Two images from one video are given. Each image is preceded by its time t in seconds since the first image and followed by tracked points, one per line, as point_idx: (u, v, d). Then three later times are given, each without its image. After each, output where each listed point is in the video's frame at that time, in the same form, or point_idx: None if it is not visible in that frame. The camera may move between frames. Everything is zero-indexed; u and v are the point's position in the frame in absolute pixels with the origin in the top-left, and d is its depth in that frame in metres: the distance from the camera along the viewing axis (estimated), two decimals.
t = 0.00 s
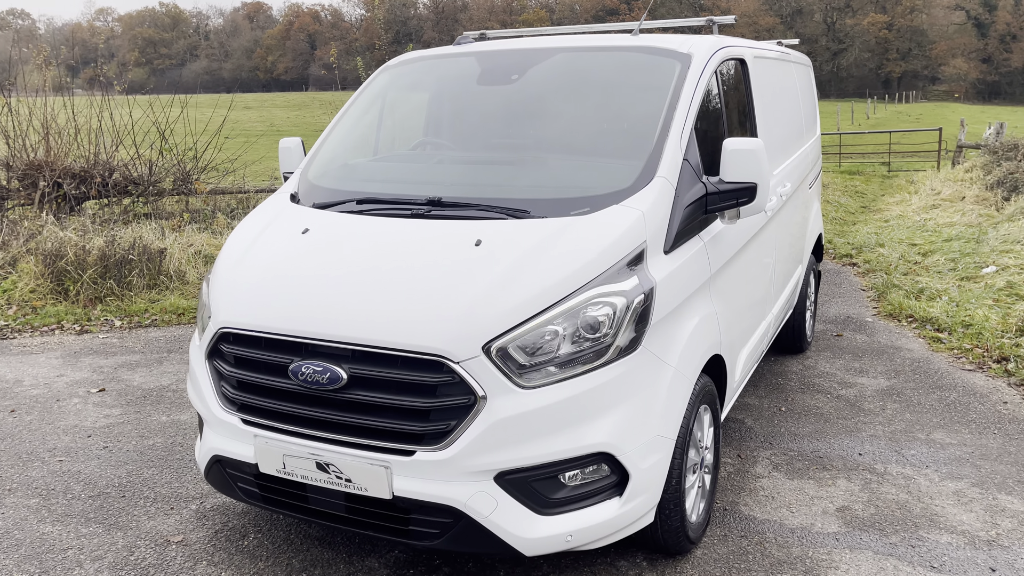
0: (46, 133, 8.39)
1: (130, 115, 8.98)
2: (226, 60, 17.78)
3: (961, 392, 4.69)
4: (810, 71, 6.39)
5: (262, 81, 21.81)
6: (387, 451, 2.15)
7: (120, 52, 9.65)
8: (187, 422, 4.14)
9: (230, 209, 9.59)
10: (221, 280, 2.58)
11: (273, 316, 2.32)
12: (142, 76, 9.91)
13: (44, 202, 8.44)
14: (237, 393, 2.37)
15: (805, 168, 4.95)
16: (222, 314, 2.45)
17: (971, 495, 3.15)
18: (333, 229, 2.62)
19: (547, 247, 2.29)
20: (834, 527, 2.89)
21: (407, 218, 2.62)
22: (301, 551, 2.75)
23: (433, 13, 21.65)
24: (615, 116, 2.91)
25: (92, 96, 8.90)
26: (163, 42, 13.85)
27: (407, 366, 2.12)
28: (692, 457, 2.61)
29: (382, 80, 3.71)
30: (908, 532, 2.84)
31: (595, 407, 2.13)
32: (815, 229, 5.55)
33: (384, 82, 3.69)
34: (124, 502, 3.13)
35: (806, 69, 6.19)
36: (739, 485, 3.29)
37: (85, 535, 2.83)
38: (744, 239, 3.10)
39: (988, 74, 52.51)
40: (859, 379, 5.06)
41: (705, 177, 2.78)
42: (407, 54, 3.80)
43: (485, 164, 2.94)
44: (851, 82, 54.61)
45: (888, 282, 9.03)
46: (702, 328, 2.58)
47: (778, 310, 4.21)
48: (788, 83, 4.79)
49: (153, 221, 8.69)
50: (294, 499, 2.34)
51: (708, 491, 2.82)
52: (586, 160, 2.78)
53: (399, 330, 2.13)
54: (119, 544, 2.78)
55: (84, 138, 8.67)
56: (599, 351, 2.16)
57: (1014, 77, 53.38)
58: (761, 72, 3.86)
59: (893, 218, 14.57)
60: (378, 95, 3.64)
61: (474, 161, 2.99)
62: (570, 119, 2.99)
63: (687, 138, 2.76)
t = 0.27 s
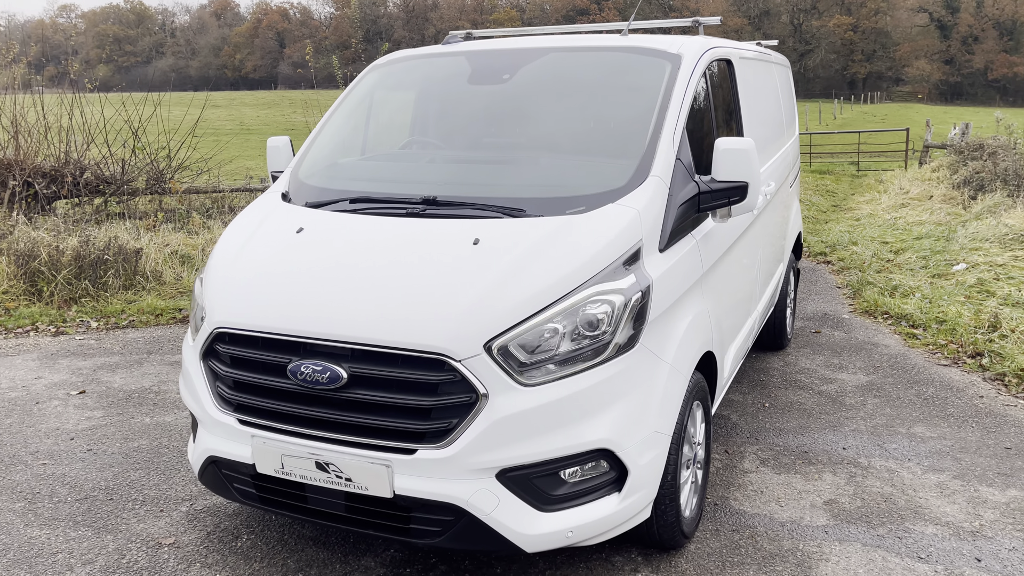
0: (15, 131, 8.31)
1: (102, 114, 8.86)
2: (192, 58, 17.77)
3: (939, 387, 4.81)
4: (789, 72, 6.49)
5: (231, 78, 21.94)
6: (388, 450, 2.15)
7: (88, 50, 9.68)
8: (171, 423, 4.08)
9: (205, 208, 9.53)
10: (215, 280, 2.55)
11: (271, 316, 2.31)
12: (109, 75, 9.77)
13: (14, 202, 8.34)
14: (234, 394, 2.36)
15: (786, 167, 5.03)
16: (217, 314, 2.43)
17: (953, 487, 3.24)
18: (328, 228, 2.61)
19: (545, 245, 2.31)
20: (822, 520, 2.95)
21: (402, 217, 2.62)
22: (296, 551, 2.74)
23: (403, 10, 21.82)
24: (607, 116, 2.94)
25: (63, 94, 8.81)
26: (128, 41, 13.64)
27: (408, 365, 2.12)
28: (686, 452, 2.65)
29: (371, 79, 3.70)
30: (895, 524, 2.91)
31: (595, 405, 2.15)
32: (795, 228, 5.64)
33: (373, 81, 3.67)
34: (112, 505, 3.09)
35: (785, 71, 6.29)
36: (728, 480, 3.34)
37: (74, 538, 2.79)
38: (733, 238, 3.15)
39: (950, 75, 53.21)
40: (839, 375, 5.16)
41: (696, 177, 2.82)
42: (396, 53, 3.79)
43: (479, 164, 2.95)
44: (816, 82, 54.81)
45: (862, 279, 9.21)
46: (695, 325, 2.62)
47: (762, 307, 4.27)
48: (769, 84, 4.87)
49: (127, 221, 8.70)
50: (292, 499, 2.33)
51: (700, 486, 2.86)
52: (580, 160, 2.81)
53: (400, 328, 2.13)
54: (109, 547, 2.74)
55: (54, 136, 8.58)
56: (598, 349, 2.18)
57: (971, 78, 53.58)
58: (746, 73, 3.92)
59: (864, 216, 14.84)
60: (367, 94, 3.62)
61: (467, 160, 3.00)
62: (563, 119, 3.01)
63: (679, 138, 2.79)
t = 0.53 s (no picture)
0: None
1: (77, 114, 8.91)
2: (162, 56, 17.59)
3: (916, 380, 4.95)
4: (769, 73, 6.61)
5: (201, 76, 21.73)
6: (395, 443, 2.18)
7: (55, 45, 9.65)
8: (161, 422, 4.06)
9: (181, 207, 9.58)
10: (217, 276, 2.55)
11: (275, 311, 2.32)
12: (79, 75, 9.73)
13: None
14: (238, 389, 2.37)
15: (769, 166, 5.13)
16: (220, 310, 2.43)
17: (935, 476, 3.36)
18: (329, 224, 2.62)
19: (548, 241, 2.35)
20: (812, 509, 3.04)
21: (403, 214, 2.64)
22: (297, 546, 2.75)
23: (375, 8, 21.75)
24: (603, 114, 2.99)
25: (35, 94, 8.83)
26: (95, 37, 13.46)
27: (415, 359, 2.15)
28: (682, 444, 2.71)
29: (364, 77, 3.71)
30: (881, 511, 3.00)
31: (599, 396, 2.20)
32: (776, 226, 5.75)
33: (365, 79, 3.68)
34: (108, 502, 3.07)
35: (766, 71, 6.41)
36: (719, 471, 3.41)
37: (72, 536, 2.77)
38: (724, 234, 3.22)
39: (914, 77, 53.67)
40: (820, 369, 5.28)
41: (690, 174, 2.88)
42: (388, 50, 3.80)
43: (476, 162, 2.98)
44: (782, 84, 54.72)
45: (838, 276, 9.39)
46: (690, 319, 2.68)
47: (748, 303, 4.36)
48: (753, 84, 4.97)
49: (104, 220, 8.73)
50: (298, 493, 2.34)
51: (694, 477, 2.92)
52: (577, 157, 2.85)
53: (407, 322, 2.16)
54: (108, 545, 2.73)
55: (26, 134, 8.54)
56: (601, 342, 2.22)
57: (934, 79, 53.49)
58: (733, 73, 4.00)
59: (836, 215, 15.13)
60: (360, 92, 3.63)
61: (465, 158, 3.03)
62: (559, 117, 3.06)
63: (674, 136, 2.85)
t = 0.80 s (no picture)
0: None
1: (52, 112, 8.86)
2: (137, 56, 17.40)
3: (898, 376, 5.10)
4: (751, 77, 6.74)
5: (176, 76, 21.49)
6: (407, 439, 2.22)
7: (21, 45, 9.59)
8: (155, 423, 4.05)
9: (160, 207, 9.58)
10: (224, 277, 2.57)
11: (286, 311, 2.35)
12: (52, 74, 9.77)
13: None
14: (248, 387, 2.39)
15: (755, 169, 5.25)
16: (229, 309, 2.45)
17: (920, 467, 3.48)
18: (336, 225, 2.65)
19: (554, 240, 2.40)
20: (804, 500, 3.13)
21: (408, 214, 2.68)
22: (303, 543, 2.78)
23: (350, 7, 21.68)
24: (602, 118, 3.06)
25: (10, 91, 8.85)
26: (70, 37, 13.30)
27: (427, 356, 2.19)
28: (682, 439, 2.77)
29: (361, 79, 3.74)
30: (871, 502, 3.11)
31: (606, 392, 2.25)
32: (761, 227, 5.87)
33: (363, 82, 3.71)
34: (109, 503, 3.07)
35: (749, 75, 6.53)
36: (713, 465, 3.49)
37: (75, 537, 2.77)
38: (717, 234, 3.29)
39: (880, 81, 53.37)
40: (804, 365, 5.41)
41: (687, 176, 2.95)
42: (385, 53, 3.84)
43: (478, 163, 3.03)
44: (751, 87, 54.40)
45: (817, 275, 9.58)
46: (689, 317, 2.74)
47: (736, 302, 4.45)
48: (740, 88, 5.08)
49: (82, 221, 8.75)
50: (308, 489, 2.37)
51: (691, 471, 2.98)
52: (578, 159, 2.91)
53: (419, 321, 2.20)
54: (113, 545, 2.73)
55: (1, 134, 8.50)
56: (607, 339, 2.28)
57: (898, 82, 53.99)
58: (722, 77, 4.10)
59: (812, 215, 15.40)
60: (357, 95, 3.66)
61: (467, 159, 3.07)
62: (558, 119, 3.12)
63: (671, 138, 2.93)
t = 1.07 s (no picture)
0: None
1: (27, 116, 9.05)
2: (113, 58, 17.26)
3: (879, 374, 5.24)
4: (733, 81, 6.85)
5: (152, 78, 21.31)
6: (413, 439, 2.26)
7: None
8: (148, 427, 4.05)
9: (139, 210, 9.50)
10: (227, 280, 2.59)
11: (292, 313, 2.37)
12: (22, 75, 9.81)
13: None
14: (253, 390, 2.41)
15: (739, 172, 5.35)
16: (233, 312, 2.47)
17: (905, 463, 3.60)
18: (338, 228, 2.68)
19: (555, 242, 2.45)
20: (795, 496, 3.22)
21: (409, 217, 2.72)
22: (305, 544, 2.80)
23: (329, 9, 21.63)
24: (597, 123, 3.12)
25: None
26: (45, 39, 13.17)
27: (433, 357, 2.23)
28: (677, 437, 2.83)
29: (355, 83, 3.76)
30: (859, 497, 3.21)
31: (607, 391, 2.31)
32: (745, 229, 5.97)
33: (358, 86, 3.73)
34: (107, 507, 3.07)
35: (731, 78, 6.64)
36: (704, 463, 3.57)
37: (75, 541, 2.78)
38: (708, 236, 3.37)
39: (851, 84, 54.08)
40: (788, 364, 5.52)
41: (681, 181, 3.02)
42: (379, 58, 3.86)
43: (476, 167, 3.07)
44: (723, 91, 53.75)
45: (797, 276, 9.75)
46: (684, 318, 2.81)
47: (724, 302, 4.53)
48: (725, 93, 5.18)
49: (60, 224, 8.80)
50: (313, 490, 2.40)
51: (685, 468, 3.04)
52: (575, 163, 2.97)
53: (425, 322, 2.24)
54: (114, 548, 2.74)
55: None
56: (608, 339, 2.34)
57: (870, 86, 54.49)
58: (709, 83, 4.18)
59: (789, 217, 15.64)
60: (353, 98, 3.68)
61: (465, 163, 3.12)
62: (554, 124, 3.17)
63: (665, 143, 2.99)
